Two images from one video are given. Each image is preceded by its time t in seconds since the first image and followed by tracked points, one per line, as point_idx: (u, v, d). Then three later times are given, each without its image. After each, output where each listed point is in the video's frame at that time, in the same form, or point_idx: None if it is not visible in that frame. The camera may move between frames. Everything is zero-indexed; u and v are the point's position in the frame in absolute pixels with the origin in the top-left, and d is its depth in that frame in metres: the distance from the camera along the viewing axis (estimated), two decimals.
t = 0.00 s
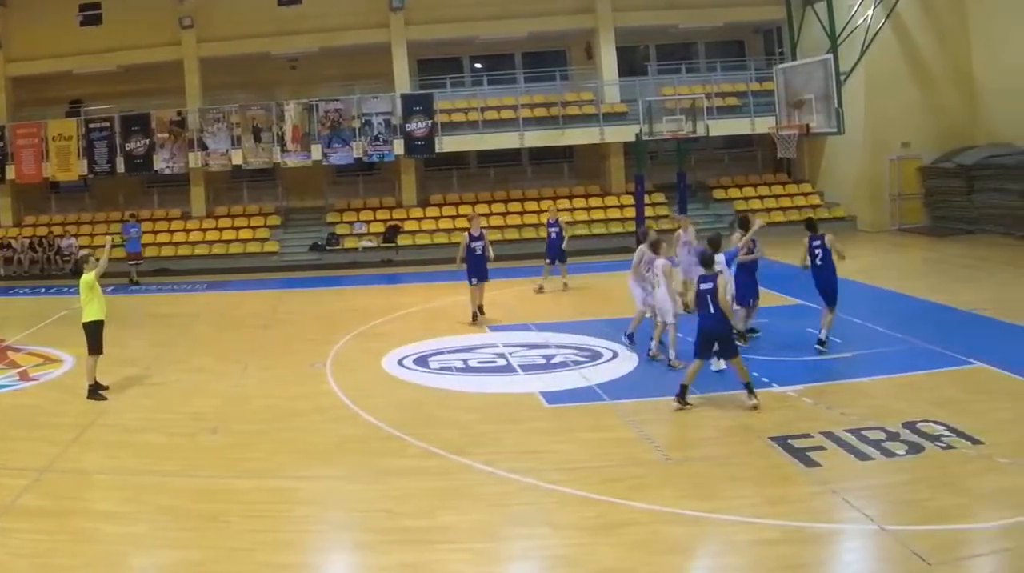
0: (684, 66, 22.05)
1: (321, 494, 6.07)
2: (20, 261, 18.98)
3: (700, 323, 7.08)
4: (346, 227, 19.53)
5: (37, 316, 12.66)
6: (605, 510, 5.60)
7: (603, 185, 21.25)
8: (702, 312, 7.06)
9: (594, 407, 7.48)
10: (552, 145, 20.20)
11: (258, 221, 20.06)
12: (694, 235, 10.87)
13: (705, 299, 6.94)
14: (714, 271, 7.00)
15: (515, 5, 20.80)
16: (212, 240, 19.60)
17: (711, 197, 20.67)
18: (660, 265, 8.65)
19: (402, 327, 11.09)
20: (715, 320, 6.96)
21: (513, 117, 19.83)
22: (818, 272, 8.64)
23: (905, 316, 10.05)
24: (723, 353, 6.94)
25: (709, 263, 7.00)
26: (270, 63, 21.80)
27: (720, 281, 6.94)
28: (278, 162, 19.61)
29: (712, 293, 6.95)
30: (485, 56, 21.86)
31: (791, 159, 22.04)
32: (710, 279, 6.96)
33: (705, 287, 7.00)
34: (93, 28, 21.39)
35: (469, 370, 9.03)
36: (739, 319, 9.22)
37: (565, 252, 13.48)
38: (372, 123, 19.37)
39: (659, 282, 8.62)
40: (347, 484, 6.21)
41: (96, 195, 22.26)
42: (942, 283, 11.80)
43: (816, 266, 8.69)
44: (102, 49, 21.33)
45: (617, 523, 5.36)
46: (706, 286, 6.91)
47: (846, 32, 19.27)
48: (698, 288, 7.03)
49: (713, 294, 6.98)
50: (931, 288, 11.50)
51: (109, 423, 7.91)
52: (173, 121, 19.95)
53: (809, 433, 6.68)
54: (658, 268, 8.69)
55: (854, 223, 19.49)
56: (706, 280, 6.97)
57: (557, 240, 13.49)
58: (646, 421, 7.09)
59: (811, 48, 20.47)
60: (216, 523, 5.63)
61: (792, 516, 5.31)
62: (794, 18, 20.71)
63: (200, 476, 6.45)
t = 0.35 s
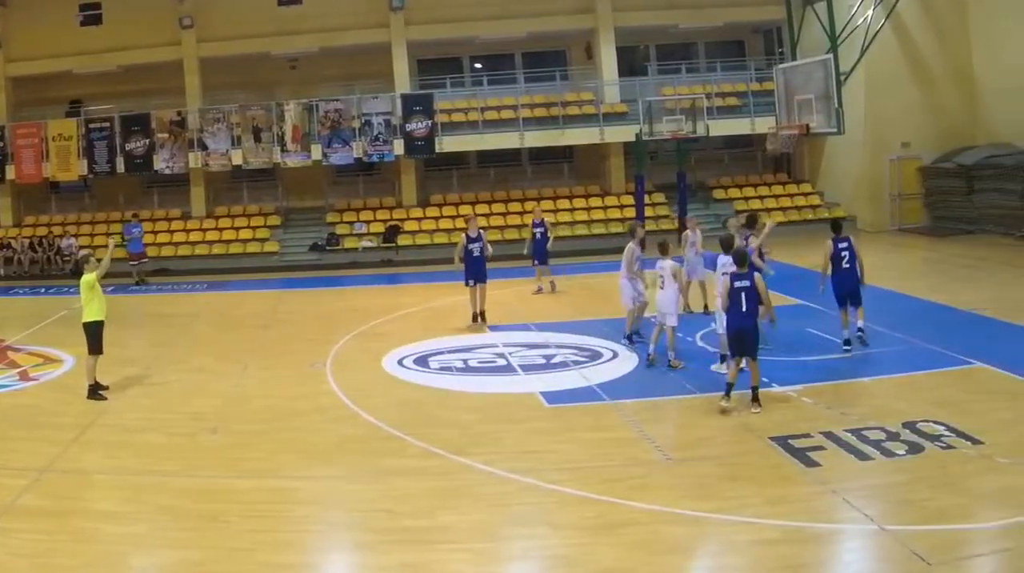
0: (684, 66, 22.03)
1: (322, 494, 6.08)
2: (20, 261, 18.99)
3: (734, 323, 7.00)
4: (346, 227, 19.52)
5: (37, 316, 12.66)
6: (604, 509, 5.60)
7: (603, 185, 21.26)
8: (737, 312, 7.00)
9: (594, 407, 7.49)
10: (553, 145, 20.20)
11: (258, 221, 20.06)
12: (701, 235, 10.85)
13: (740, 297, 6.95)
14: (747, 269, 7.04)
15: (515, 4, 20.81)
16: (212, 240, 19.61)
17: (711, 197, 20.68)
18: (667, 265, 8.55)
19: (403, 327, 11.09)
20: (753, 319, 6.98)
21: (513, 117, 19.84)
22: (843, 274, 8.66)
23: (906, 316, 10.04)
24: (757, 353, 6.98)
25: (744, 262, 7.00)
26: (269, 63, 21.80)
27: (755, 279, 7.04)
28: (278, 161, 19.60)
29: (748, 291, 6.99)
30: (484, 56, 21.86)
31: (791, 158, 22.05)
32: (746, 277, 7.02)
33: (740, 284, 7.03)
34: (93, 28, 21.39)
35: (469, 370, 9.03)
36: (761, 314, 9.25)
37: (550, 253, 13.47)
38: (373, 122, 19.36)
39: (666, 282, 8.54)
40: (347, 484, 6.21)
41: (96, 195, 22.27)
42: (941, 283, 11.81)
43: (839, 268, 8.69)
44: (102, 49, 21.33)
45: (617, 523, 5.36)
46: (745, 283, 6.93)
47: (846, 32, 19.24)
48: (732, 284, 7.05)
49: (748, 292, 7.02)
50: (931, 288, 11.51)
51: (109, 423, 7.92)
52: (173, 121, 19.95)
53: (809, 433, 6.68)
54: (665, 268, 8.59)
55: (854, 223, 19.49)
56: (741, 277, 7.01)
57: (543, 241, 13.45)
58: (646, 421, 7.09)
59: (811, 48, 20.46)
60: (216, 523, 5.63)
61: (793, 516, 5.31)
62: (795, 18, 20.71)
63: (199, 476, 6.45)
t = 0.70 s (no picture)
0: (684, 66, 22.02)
1: (322, 494, 6.08)
2: (20, 261, 18.99)
3: (742, 324, 6.99)
4: (346, 227, 19.51)
5: (37, 317, 12.66)
6: (604, 510, 5.60)
7: (603, 185, 21.26)
8: (745, 313, 7.00)
9: (594, 407, 7.49)
10: (553, 145, 20.20)
11: (258, 221, 20.05)
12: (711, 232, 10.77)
13: (749, 300, 6.94)
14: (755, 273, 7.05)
15: (514, 4, 20.82)
16: (212, 240, 19.60)
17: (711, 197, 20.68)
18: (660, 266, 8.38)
19: (402, 327, 11.09)
20: (761, 320, 6.99)
21: (513, 117, 19.84)
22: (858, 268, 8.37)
23: (907, 316, 10.03)
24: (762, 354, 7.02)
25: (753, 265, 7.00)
26: (269, 63, 21.80)
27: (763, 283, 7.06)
28: (278, 162, 19.59)
29: (757, 294, 6.99)
30: (484, 57, 21.87)
31: (791, 158, 22.05)
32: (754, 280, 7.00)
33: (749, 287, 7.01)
34: (93, 28, 21.38)
35: (469, 371, 9.03)
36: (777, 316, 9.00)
37: (539, 256, 13.39)
38: (373, 122, 19.36)
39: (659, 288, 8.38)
40: (347, 484, 6.21)
41: (96, 195, 22.27)
42: (941, 283, 11.81)
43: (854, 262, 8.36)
44: (102, 49, 21.33)
45: (616, 523, 5.36)
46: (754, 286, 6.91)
47: (846, 32, 19.24)
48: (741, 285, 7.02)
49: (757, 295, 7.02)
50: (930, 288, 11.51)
51: (109, 423, 7.92)
52: (174, 121, 19.95)
53: (809, 433, 6.68)
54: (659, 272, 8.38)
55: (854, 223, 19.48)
56: (751, 280, 6.99)
57: (531, 245, 13.41)
58: (645, 422, 7.09)
59: (811, 48, 20.45)
60: (216, 523, 5.62)
61: (793, 516, 5.30)
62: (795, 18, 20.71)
63: (200, 475, 6.45)
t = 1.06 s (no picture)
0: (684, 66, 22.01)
1: (322, 494, 6.08)
2: (20, 261, 18.99)
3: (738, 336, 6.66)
4: (346, 227, 19.51)
5: (37, 317, 12.64)
6: (604, 510, 5.59)
7: (603, 185, 21.26)
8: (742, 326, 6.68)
9: (594, 407, 7.49)
10: (553, 145, 20.19)
11: (258, 221, 20.06)
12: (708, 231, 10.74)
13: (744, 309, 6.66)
14: (742, 283, 6.77)
15: (514, 4, 20.82)
16: (212, 240, 19.60)
17: (711, 197, 20.67)
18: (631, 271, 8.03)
19: (402, 327, 11.08)
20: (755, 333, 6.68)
21: (513, 117, 19.83)
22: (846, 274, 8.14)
23: (906, 316, 10.03)
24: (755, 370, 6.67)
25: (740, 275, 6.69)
26: (269, 63, 21.80)
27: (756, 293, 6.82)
28: (278, 162, 19.58)
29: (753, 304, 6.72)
30: (484, 56, 21.86)
31: (791, 158, 22.04)
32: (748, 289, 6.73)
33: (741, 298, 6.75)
34: (93, 28, 21.38)
35: (469, 371, 9.03)
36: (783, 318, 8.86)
37: (529, 258, 13.21)
38: (372, 122, 19.36)
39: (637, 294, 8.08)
40: (347, 484, 6.21)
41: (96, 195, 22.27)
42: (940, 283, 11.81)
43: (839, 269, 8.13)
44: (103, 49, 21.33)
45: (616, 523, 5.35)
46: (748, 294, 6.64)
47: (846, 32, 19.24)
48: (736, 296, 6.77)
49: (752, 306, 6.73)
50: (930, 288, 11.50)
51: (109, 423, 7.93)
52: (174, 121, 19.95)
53: (809, 433, 6.68)
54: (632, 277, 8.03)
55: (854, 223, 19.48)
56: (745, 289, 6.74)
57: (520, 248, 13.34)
58: (645, 422, 7.09)
59: (811, 48, 20.44)
60: (216, 523, 5.62)
61: (793, 516, 5.30)
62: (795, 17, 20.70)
63: (200, 475, 6.45)
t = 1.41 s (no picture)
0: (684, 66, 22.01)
1: (322, 493, 6.07)
2: (20, 261, 19.01)
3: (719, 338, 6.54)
4: (346, 227, 19.51)
5: (37, 317, 12.66)
6: (604, 510, 5.59)
7: (603, 185, 21.27)
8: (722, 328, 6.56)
9: (594, 407, 7.50)
10: (553, 145, 20.20)
11: (259, 221, 20.07)
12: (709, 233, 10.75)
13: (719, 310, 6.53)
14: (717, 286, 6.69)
15: (514, 4, 20.82)
16: (212, 240, 19.61)
17: (711, 197, 20.66)
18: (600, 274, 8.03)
19: (402, 328, 11.08)
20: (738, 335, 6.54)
21: (513, 117, 19.83)
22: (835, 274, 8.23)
23: (905, 316, 10.03)
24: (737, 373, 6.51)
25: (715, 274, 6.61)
26: (269, 63, 21.80)
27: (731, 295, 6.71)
28: (278, 162, 19.56)
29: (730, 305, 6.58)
30: (484, 57, 21.86)
31: (791, 158, 22.05)
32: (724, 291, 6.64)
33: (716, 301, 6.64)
34: (93, 28, 21.38)
35: (469, 371, 9.03)
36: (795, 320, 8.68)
37: (518, 260, 13.26)
38: (372, 122, 19.36)
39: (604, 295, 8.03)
40: (346, 484, 6.21)
41: (96, 195, 22.28)
42: (940, 283, 11.81)
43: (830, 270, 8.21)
44: (103, 49, 21.33)
45: (616, 523, 5.35)
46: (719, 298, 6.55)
47: (846, 32, 19.25)
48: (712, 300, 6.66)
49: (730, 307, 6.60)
50: (930, 288, 11.49)
51: (109, 423, 7.94)
52: (174, 121, 19.96)
53: (809, 433, 6.68)
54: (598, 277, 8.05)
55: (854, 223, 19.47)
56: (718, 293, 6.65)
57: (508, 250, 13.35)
58: (645, 422, 7.09)
59: (811, 48, 20.44)
60: (216, 522, 5.62)
61: (793, 516, 5.30)
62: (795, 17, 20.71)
63: (201, 475, 6.45)
